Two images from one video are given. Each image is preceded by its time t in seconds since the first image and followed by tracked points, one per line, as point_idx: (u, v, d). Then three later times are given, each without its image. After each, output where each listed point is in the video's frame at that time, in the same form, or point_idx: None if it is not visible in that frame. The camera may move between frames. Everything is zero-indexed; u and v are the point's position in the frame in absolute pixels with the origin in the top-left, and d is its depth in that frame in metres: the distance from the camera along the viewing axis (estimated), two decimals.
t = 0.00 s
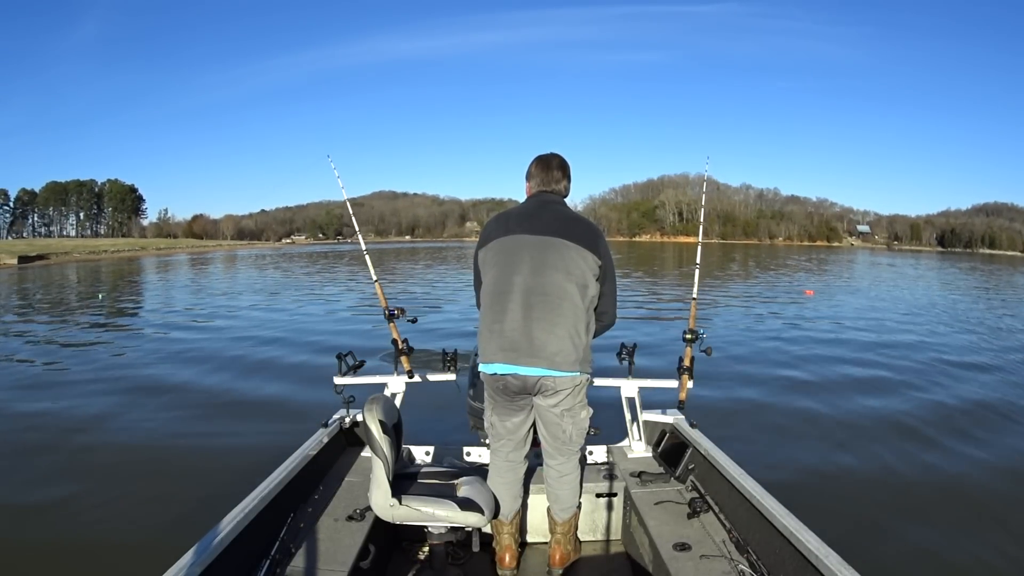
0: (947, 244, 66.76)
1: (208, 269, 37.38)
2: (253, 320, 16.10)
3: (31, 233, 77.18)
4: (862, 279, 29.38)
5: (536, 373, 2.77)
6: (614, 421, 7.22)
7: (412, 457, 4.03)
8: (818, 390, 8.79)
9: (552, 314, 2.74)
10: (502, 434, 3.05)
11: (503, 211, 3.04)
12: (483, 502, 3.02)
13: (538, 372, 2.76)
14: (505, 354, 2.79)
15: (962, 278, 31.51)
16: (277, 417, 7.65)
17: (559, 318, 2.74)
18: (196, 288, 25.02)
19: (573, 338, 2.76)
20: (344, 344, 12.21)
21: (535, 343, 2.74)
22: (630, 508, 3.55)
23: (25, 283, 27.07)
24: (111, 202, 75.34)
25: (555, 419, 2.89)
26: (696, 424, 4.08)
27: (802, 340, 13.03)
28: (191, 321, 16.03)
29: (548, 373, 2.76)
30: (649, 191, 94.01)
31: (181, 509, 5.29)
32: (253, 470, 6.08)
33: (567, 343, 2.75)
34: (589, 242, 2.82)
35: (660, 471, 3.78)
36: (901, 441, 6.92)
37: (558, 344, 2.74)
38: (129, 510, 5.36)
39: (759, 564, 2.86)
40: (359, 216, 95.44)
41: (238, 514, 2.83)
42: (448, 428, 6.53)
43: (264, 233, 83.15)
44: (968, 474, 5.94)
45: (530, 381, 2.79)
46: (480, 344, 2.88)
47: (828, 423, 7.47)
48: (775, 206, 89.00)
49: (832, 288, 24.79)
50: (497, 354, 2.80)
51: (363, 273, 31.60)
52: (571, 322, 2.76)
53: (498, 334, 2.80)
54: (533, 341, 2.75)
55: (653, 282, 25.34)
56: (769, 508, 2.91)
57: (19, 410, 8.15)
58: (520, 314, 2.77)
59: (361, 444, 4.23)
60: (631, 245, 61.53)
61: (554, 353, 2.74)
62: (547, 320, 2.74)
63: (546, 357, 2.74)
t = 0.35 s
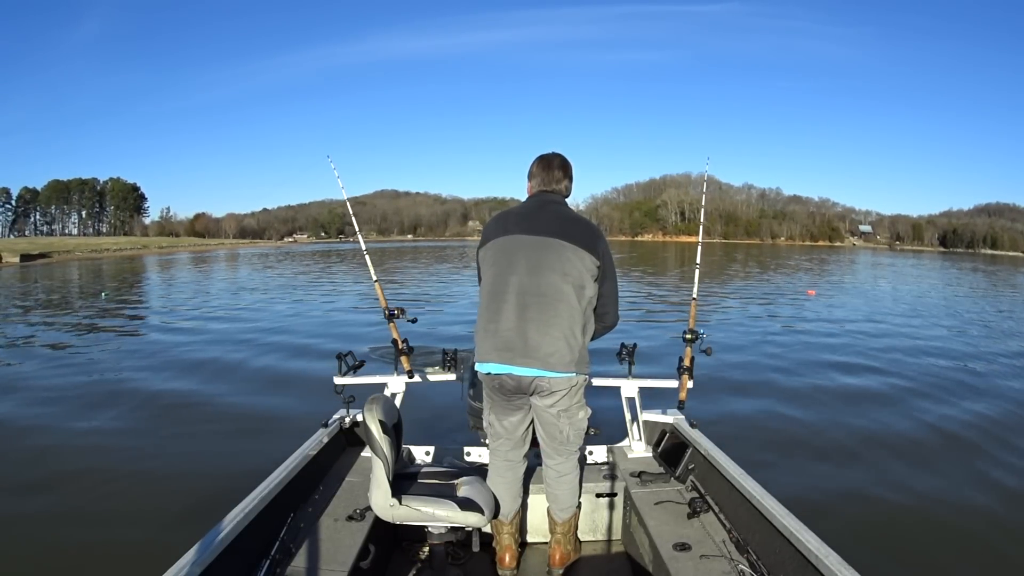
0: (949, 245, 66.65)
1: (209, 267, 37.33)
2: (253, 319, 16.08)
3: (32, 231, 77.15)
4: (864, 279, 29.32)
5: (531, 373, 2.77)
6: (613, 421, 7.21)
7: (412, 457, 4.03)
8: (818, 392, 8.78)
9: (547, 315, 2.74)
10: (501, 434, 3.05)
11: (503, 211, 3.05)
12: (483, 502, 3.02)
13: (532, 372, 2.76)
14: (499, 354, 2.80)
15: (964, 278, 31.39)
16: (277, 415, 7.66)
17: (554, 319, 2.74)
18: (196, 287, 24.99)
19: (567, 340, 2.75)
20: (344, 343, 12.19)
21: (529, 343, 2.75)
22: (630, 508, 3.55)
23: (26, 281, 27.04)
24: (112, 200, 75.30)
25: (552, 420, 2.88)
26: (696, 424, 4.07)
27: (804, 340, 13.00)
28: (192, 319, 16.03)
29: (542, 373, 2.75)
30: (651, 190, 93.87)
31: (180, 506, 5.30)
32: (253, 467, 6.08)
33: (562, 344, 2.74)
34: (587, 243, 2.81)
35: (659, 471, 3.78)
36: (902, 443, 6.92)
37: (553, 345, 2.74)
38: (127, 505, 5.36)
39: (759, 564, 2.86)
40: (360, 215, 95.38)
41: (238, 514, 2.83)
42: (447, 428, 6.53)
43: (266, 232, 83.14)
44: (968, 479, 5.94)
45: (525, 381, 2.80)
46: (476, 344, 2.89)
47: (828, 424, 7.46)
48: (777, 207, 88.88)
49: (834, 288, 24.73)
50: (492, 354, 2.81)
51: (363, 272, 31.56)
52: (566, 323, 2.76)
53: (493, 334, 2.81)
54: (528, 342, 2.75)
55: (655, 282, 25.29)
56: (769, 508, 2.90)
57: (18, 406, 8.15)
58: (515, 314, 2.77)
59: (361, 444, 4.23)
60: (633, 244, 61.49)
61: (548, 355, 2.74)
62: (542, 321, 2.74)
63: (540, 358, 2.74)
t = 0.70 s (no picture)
0: (951, 244, 66.56)
1: (212, 267, 37.38)
2: (255, 319, 16.10)
3: (35, 232, 77.42)
4: (866, 279, 29.26)
5: (526, 373, 2.76)
6: (613, 421, 7.21)
7: (412, 457, 4.03)
8: (819, 392, 8.77)
9: (542, 315, 2.74)
10: (499, 434, 3.05)
11: (505, 212, 3.05)
12: (483, 502, 3.02)
13: (528, 372, 2.76)
14: (495, 353, 2.80)
15: (967, 277, 31.32)
16: (278, 414, 7.66)
17: (550, 319, 2.74)
18: (198, 287, 25.03)
19: (563, 340, 2.74)
20: (345, 344, 12.20)
21: (525, 343, 2.75)
22: (630, 508, 3.55)
23: (29, 282, 27.10)
24: (115, 201, 75.47)
25: (550, 420, 2.88)
26: (696, 424, 4.07)
27: (805, 340, 12.98)
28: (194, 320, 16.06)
29: (538, 373, 2.75)
30: (653, 190, 93.85)
31: (181, 505, 5.32)
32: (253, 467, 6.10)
33: (558, 344, 2.74)
34: (586, 243, 2.81)
35: (660, 471, 3.78)
36: (903, 444, 6.91)
37: (548, 345, 2.73)
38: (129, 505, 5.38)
39: (759, 564, 2.86)
40: (362, 216, 95.45)
41: (238, 515, 2.83)
42: (446, 428, 6.53)
43: (269, 232, 83.30)
44: (969, 480, 5.94)
45: (521, 381, 2.80)
46: (473, 343, 2.89)
47: (830, 425, 7.44)
48: (779, 207, 88.82)
49: (836, 288, 24.68)
50: (488, 353, 2.81)
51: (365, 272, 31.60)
52: (562, 323, 2.76)
53: (489, 333, 2.82)
54: (524, 341, 2.75)
55: (657, 282, 25.27)
56: (770, 508, 2.90)
57: (22, 406, 8.19)
58: (512, 314, 2.78)
59: (361, 444, 4.24)
60: (636, 244, 61.71)
61: (544, 354, 2.73)
62: (537, 322, 2.74)
63: (536, 357, 2.73)
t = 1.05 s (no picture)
0: (953, 244, 66.43)
1: (215, 268, 37.46)
2: (257, 319, 16.13)
3: (38, 233, 77.62)
4: (868, 279, 29.23)
5: (522, 374, 2.76)
6: (613, 421, 7.22)
7: (412, 457, 4.03)
8: (820, 393, 8.76)
9: (539, 315, 2.74)
10: (499, 434, 3.05)
11: (507, 213, 3.06)
12: (483, 502, 3.02)
13: (523, 373, 2.76)
14: (492, 352, 2.80)
15: (970, 277, 31.27)
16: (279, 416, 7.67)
17: (546, 320, 2.74)
18: (200, 288, 25.07)
19: (559, 341, 2.74)
20: (346, 344, 12.22)
21: (521, 343, 2.75)
22: (630, 508, 3.55)
23: (33, 282, 27.17)
24: (118, 202, 75.63)
25: (548, 421, 2.88)
26: (696, 424, 4.07)
27: (807, 339, 12.97)
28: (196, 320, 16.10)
29: (534, 374, 2.75)
30: (655, 190, 93.87)
31: (181, 507, 5.34)
32: (253, 469, 6.11)
33: (554, 345, 2.74)
34: (585, 244, 2.80)
35: (660, 471, 3.78)
36: (905, 444, 6.89)
37: (545, 345, 2.73)
38: (129, 507, 5.42)
39: (759, 564, 2.86)
40: (364, 216, 95.53)
41: (238, 514, 2.83)
42: (447, 428, 6.54)
43: (271, 233, 83.49)
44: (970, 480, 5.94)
45: (517, 381, 2.80)
46: (472, 343, 2.90)
47: (831, 426, 7.42)
48: (781, 206, 88.77)
49: (838, 288, 24.64)
50: (485, 353, 2.82)
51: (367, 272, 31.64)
52: (559, 323, 2.75)
53: (487, 333, 2.83)
54: (520, 342, 2.75)
55: (659, 281, 25.25)
56: (770, 508, 2.89)
57: (25, 407, 8.24)
58: (508, 314, 2.78)
59: (361, 444, 4.24)
60: (638, 244, 61.74)
61: (540, 355, 2.73)
62: (534, 322, 2.74)
63: (532, 358, 2.73)
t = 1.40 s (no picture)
0: (955, 244, 66.28)
1: (216, 267, 37.50)
2: (258, 319, 16.14)
3: (40, 232, 77.69)
4: (869, 279, 29.19)
5: (520, 374, 2.76)
6: (613, 420, 7.21)
7: (412, 457, 4.03)
8: (820, 393, 8.75)
9: (539, 315, 2.74)
10: (498, 435, 3.06)
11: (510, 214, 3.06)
12: (483, 502, 3.02)
13: (522, 372, 2.76)
14: (491, 351, 2.80)
15: (971, 277, 31.22)
16: (279, 416, 7.68)
17: (545, 319, 2.74)
18: (201, 287, 25.09)
19: (558, 341, 2.74)
20: (347, 344, 12.22)
21: (519, 342, 2.75)
22: (630, 508, 3.54)
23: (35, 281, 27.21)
24: (120, 201, 75.69)
25: (547, 422, 2.87)
26: (696, 424, 4.06)
27: (808, 340, 12.95)
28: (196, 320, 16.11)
29: (532, 374, 2.75)
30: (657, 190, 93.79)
31: (181, 507, 5.35)
32: (252, 468, 6.11)
33: (552, 345, 2.73)
34: (585, 245, 2.80)
35: (660, 471, 3.78)
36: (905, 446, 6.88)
37: (543, 345, 2.73)
38: (129, 506, 5.42)
39: (759, 564, 2.86)
40: (367, 215, 95.61)
41: (238, 515, 2.83)
42: (446, 428, 6.54)
43: (273, 232, 83.52)
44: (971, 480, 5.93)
45: (515, 381, 2.80)
46: (472, 343, 2.90)
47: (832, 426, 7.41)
48: (783, 206, 88.65)
49: (839, 288, 24.62)
50: (484, 351, 2.82)
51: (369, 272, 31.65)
52: (557, 324, 2.75)
53: (486, 331, 2.83)
54: (518, 341, 2.75)
55: (660, 281, 25.24)
56: (770, 508, 2.89)
57: (25, 407, 8.25)
58: (508, 313, 2.78)
59: (361, 444, 4.24)
60: (639, 244, 61.71)
61: (538, 354, 2.73)
62: (533, 322, 2.74)
63: (530, 357, 2.73)
